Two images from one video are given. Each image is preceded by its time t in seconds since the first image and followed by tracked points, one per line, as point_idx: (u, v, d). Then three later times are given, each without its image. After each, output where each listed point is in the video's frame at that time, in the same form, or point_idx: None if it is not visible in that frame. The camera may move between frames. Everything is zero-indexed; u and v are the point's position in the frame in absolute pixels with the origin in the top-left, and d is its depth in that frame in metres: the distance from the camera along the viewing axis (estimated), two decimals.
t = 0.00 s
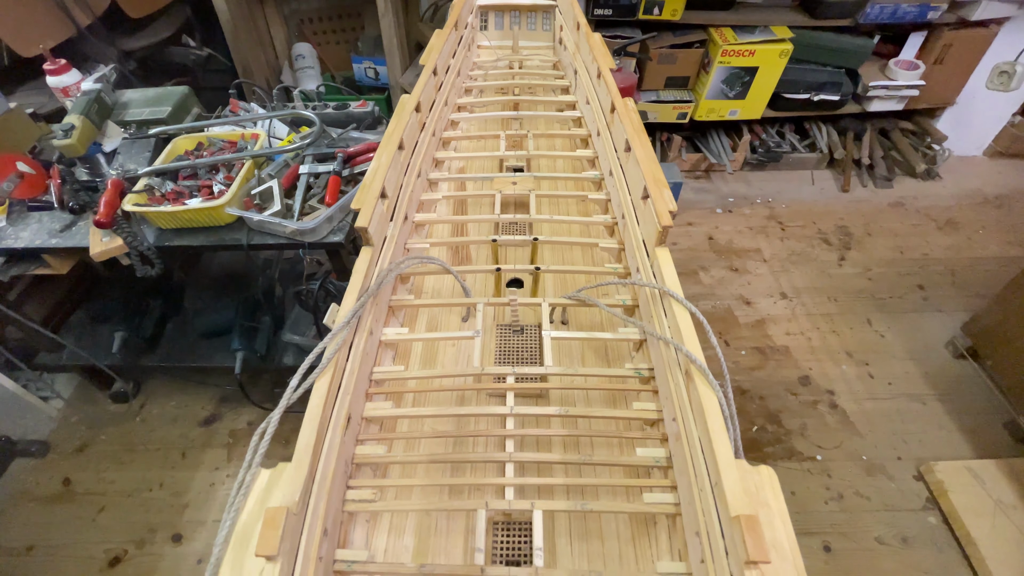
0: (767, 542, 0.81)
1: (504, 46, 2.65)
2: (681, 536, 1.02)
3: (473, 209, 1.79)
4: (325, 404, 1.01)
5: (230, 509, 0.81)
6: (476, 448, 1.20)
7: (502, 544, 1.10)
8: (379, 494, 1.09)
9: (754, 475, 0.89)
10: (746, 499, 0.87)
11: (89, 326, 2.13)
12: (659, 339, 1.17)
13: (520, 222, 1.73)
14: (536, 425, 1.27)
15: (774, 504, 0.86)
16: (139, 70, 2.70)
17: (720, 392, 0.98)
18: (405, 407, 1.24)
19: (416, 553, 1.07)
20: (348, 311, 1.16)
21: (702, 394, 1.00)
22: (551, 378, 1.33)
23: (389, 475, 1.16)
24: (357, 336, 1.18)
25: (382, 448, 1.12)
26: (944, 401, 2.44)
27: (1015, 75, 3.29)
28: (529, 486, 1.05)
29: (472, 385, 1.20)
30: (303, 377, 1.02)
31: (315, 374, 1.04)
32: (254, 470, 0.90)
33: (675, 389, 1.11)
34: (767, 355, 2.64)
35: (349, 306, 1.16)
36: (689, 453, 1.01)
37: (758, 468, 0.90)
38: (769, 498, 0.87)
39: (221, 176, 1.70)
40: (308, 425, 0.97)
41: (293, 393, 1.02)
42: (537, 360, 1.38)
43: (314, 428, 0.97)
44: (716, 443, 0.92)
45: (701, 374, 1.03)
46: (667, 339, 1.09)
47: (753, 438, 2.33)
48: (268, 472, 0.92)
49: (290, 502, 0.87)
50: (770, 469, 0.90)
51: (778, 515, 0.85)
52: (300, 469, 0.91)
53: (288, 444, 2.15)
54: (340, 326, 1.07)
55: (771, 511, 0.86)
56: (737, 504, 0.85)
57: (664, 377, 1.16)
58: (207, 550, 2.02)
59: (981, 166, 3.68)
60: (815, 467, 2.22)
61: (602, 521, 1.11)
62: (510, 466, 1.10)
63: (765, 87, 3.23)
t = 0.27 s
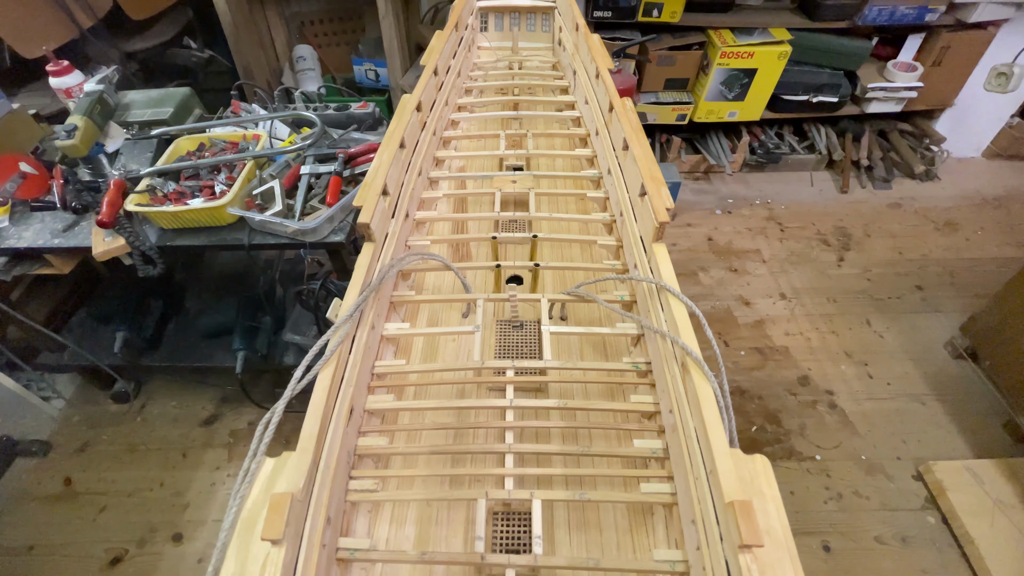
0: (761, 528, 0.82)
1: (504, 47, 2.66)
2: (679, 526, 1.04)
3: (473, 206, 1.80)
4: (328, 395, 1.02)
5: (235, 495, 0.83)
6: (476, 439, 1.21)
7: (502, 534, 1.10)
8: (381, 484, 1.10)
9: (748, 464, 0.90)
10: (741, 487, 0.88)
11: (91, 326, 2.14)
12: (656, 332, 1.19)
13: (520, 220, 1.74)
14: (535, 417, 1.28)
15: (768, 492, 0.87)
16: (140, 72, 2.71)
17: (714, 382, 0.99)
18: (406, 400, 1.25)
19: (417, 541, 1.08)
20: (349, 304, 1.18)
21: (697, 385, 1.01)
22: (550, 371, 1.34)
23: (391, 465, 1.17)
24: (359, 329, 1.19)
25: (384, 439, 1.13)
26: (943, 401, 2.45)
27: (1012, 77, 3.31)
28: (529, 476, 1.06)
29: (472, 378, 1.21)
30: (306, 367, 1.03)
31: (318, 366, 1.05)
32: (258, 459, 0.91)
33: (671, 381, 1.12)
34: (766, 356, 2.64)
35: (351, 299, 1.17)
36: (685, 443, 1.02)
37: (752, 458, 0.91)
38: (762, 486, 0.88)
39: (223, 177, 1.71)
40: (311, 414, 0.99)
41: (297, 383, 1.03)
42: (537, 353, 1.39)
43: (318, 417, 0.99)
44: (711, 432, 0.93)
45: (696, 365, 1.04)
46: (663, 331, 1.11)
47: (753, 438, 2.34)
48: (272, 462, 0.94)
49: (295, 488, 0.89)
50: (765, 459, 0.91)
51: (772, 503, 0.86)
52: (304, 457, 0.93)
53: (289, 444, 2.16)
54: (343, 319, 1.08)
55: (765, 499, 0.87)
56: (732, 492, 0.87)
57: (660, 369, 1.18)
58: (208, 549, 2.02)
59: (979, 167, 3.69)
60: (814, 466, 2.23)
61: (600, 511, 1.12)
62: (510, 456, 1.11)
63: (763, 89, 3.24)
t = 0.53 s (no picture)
0: (762, 515, 0.83)
1: (505, 47, 2.68)
2: (680, 516, 1.04)
3: (475, 204, 1.81)
4: (335, 387, 1.03)
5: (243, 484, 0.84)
6: (480, 433, 1.22)
7: (506, 524, 1.10)
8: (385, 476, 1.11)
9: (749, 454, 0.91)
10: (743, 476, 0.88)
11: (93, 325, 2.14)
12: (657, 325, 1.19)
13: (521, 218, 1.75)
14: (538, 410, 1.29)
15: (769, 482, 0.88)
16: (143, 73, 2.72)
17: (716, 374, 1.00)
18: (410, 394, 1.26)
19: (421, 532, 1.09)
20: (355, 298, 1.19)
21: (699, 376, 1.02)
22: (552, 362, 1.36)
23: (395, 458, 1.18)
24: (365, 324, 1.20)
25: (388, 432, 1.13)
26: (943, 401, 2.45)
27: (1011, 78, 3.32)
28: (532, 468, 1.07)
29: (475, 372, 1.22)
30: (313, 359, 1.04)
31: (324, 358, 1.06)
32: (266, 450, 0.91)
33: (673, 373, 1.13)
34: (767, 356, 2.65)
35: (357, 294, 1.18)
36: (687, 435, 1.03)
37: (753, 448, 0.91)
38: (764, 475, 0.88)
39: (226, 177, 1.72)
40: (318, 405, 0.99)
41: (303, 375, 1.04)
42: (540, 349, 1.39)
43: (325, 408, 0.99)
44: (713, 423, 0.94)
45: (698, 357, 1.05)
46: (665, 324, 1.12)
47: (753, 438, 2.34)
48: (279, 452, 0.94)
49: (303, 477, 0.90)
50: (766, 449, 0.92)
51: (773, 492, 0.86)
52: (311, 448, 0.94)
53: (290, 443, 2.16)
54: (349, 313, 1.09)
55: (766, 488, 0.88)
56: (734, 481, 0.87)
57: (662, 363, 1.18)
58: (209, 549, 2.03)
59: (979, 168, 3.70)
60: (814, 466, 2.23)
61: (603, 503, 1.13)
62: (513, 448, 1.12)
63: (763, 90, 3.25)
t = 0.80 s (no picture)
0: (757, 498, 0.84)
1: (505, 46, 2.69)
2: (677, 503, 1.05)
3: (475, 199, 1.82)
4: (336, 375, 1.04)
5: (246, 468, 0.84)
6: (479, 424, 1.23)
7: (505, 511, 1.11)
8: (386, 464, 1.12)
9: (745, 441, 0.92)
10: (738, 461, 0.89)
11: (93, 325, 2.15)
12: (654, 316, 1.20)
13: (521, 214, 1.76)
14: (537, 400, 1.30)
15: (764, 467, 0.89)
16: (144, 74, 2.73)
17: (712, 362, 1.01)
18: (411, 384, 1.27)
19: (421, 519, 1.10)
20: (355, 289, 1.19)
21: (694, 365, 1.03)
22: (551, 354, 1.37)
23: (396, 447, 1.19)
24: (365, 314, 1.21)
25: (389, 422, 1.14)
26: (943, 401, 2.46)
27: (1009, 79, 3.33)
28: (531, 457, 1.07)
29: (475, 363, 1.24)
30: (314, 349, 1.05)
31: (326, 347, 1.07)
32: (267, 436, 0.92)
33: (669, 363, 1.13)
34: (766, 356, 2.65)
35: (358, 285, 1.18)
36: (683, 424, 1.04)
37: (748, 436, 0.93)
38: (759, 460, 0.90)
39: (226, 176, 1.73)
40: (320, 392, 1.00)
41: (305, 363, 1.05)
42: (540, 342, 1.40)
43: (326, 395, 1.00)
44: (709, 410, 0.95)
45: (694, 346, 1.06)
46: (662, 315, 1.12)
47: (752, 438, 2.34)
48: (281, 439, 0.95)
49: (304, 461, 0.91)
50: (761, 436, 0.93)
51: (768, 477, 0.88)
52: (312, 434, 0.94)
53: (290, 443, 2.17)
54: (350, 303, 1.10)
55: (761, 473, 0.89)
56: (730, 466, 0.88)
57: (659, 353, 1.19)
58: (209, 548, 2.03)
59: (977, 169, 3.71)
60: (814, 466, 2.23)
61: (601, 491, 1.13)
62: (512, 438, 1.12)
63: (761, 91, 3.26)
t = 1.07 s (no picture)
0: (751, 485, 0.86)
1: (505, 46, 2.70)
2: (674, 493, 1.06)
3: (475, 196, 1.83)
4: (337, 367, 1.05)
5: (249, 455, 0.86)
6: (479, 421, 1.23)
7: (504, 501, 1.12)
8: (387, 454, 1.13)
9: (740, 430, 0.94)
10: (733, 449, 0.91)
11: (95, 325, 2.16)
12: (651, 309, 1.21)
13: (520, 210, 1.77)
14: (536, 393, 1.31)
15: (758, 455, 0.91)
16: (145, 75, 2.74)
17: (708, 353, 1.02)
18: (412, 377, 1.28)
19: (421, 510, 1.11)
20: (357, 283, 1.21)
21: (690, 355, 1.04)
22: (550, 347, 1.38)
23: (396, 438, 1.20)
24: (367, 307, 1.22)
25: (390, 413, 1.15)
26: (942, 401, 2.46)
27: (1008, 80, 3.34)
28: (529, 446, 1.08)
29: (475, 356, 1.24)
30: (316, 340, 1.06)
31: (328, 339, 1.08)
32: (270, 426, 0.93)
33: (666, 354, 1.14)
34: (765, 356, 2.66)
35: (359, 279, 1.20)
36: (680, 413, 1.05)
37: (743, 425, 0.95)
38: (753, 449, 0.92)
39: (228, 176, 1.74)
40: (322, 383, 1.01)
41: (307, 355, 1.06)
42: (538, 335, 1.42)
43: (327, 385, 1.02)
44: (704, 400, 0.96)
45: (690, 338, 1.07)
46: (659, 308, 1.13)
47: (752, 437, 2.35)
48: (283, 428, 0.96)
49: (307, 449, 0.92)
50: (756, 426, 0.95)
51: (763, 465, 0.90)
52: (315, 423, 0.96)
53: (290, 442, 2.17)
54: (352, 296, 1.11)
55: (756, 461, 0.91)
56: (725, 454, 0.90)
57: (656, 346, 1.20)
58: (209, 547, 2.03)
59: (976, 170, 3.72)
60: (813, 466, 2.24)
61: (599, 481, 1.14)
62: (511, 429, 1.13)
63: (760, 93, 3.27)
